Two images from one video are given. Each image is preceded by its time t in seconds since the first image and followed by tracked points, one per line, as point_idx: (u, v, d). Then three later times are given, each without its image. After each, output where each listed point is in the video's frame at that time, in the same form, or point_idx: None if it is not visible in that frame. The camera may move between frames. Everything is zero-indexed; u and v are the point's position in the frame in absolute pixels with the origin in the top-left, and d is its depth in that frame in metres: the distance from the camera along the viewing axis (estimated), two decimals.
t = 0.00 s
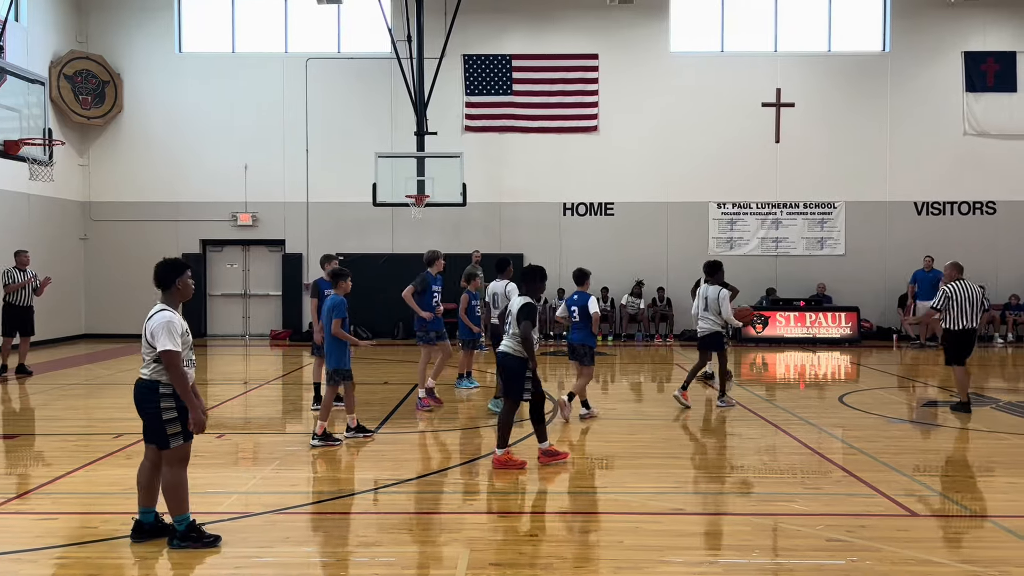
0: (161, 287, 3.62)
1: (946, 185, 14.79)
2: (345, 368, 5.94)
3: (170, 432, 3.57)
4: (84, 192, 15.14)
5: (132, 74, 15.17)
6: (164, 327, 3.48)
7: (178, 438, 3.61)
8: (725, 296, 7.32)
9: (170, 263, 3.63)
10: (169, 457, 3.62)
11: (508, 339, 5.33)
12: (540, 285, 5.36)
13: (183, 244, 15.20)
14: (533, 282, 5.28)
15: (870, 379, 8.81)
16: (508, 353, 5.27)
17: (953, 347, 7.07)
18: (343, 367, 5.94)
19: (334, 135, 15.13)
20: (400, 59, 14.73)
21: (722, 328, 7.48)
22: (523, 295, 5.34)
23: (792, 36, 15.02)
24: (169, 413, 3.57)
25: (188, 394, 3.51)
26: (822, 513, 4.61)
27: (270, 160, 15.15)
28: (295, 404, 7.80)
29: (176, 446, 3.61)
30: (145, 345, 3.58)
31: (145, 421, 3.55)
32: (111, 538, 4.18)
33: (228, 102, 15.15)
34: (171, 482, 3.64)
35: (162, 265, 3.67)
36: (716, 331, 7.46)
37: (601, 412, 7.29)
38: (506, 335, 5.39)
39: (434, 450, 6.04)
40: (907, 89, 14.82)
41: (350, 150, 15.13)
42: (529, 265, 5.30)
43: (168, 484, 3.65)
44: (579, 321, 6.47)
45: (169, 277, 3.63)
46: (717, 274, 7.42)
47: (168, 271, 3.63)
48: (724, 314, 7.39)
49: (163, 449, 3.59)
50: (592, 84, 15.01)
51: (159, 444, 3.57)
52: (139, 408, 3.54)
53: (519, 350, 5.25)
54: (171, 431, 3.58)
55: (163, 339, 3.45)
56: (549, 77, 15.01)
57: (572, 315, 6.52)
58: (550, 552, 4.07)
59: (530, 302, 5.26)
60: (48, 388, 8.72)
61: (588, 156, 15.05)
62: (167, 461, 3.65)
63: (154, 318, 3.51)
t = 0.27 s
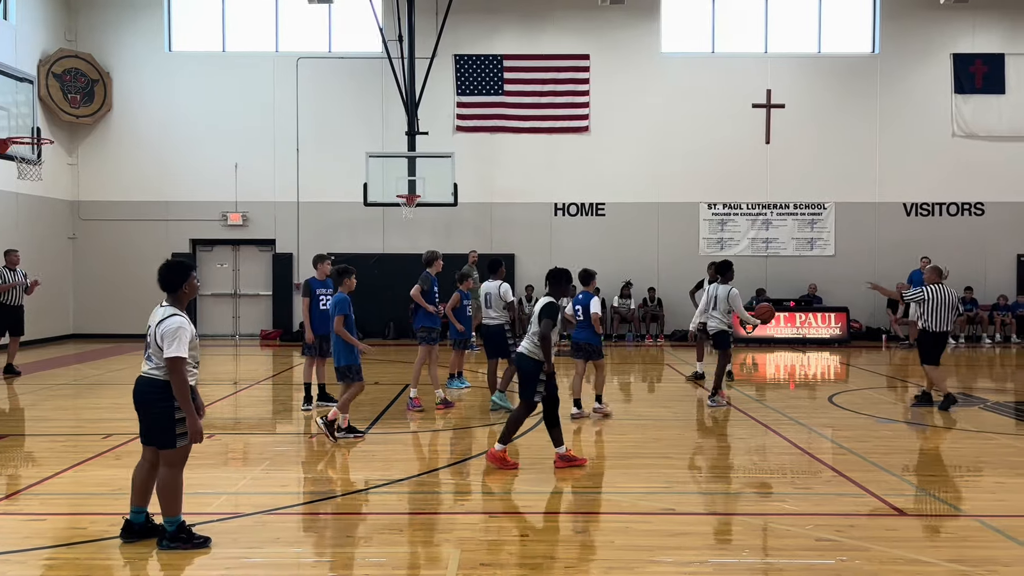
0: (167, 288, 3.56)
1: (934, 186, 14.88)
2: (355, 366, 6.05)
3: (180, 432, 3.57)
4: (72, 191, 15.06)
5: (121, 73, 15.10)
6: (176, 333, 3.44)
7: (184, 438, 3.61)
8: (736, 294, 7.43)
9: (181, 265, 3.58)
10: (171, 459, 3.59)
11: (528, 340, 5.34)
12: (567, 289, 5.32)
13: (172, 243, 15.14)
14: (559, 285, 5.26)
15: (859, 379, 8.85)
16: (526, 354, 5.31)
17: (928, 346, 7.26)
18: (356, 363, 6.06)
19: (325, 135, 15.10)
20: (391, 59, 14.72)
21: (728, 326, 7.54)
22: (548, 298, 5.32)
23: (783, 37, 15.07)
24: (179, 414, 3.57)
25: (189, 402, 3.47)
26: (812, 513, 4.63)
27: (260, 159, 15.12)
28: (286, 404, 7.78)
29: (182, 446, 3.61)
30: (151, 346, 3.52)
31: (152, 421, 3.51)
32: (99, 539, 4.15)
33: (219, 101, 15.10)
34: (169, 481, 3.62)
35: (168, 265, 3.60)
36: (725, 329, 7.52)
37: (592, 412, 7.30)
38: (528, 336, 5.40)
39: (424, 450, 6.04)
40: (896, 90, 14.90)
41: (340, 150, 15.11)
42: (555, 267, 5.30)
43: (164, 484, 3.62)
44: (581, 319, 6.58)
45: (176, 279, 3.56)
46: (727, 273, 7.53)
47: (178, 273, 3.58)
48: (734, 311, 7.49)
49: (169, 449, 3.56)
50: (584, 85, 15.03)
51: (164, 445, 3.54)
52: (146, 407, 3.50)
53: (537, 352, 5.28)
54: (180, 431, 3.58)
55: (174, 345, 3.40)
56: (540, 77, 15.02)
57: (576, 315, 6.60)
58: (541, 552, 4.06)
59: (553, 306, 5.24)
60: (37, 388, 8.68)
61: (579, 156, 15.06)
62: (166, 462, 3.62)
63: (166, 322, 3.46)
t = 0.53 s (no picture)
0: (183, 293, 3.54)
1: (925, 187, 14.94)
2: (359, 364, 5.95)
3: (182, 433, 3.57)
4: (63, 189, 14.98)
5: (113, 71, 15.05)
6: (196, 342, 3.45)
7: (184, 439, 3.60)
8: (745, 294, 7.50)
9: (198, 272, 3.56)
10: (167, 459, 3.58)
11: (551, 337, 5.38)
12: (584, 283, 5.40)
13: (164, 243, 15.08)
14: (576, 280, 5.33)
15: (850, 379, 8.88)
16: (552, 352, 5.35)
17: (903, 340, 7.52)
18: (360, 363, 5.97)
19: (317, 134, 15.07)
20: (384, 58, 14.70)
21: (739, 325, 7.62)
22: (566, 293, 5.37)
23: (774, 37, 15.10)
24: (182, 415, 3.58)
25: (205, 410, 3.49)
26: (803, 512, 4.64)
27: (251, 158, 15.07)
28: (277, 403, 7.77)
29: (180, 447, 3.60)
30: (162, 350, 3.48)
31: (156, 421, 3.50)
32: (89, 539, 4.14)
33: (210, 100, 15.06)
34: (163, 481, 3.60)
35: (184, 270, 3.56)
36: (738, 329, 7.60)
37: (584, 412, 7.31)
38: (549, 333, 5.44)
39: (416, 450, 6.04)
40: (887, 91, 14.96)
41: (333, 149, 15.09)
42: (574, 263, 5.36)
43: (158, 484, 3.60)
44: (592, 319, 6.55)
45: (194, 285, 3.55)
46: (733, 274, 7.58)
47: (197, 280, 3.57)
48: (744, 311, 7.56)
49: (168, 450, 3.54)
50: (576, 85, 15.04)
51: (163, 446, 3.52)
52: (151, 408, 3.49)
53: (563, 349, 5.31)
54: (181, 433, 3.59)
55: (195, 354, 3.42)
56: (533, 76, 15.02)
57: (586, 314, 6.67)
58: (533, 552, 4.06)
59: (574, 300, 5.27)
60: (27, 388, 8.64)
61: (572, 156, 15.08)
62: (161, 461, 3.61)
63: (185, 331, 3.46)
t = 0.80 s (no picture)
0: (181, 293, 3.54)
1: (918, 187, 14.99)
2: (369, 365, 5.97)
3: (179, 433, 3.57)
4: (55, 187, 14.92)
5: (106, 68, 14.99)
6: (196, 343, 3.47)
7: (180, 438, 3.58)
8: (754, 293, 7.57)
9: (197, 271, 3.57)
10: (161, 459, 3.55)
11: (576, 338, 5.30)
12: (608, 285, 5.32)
13: (157, 241, 15.04)
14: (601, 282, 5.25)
15: (843, 378, 8.91)
16: (577, 352, 5.25)
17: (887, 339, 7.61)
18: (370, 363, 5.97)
19: (311, 132, 15.05)
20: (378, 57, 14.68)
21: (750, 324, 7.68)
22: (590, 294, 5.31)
23: (768, 37, 15.13)
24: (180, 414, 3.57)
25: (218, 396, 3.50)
26: (796, 511, 4.65)
27: (245, 157, 15.04)
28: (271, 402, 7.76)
29: (176, 446, 3.58)
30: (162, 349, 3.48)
31: (154, 421, 3.48)
32: (82, 538, 4.12)
33: (204, 97, 15.01)
34: (158, 480, 3.58)
35: (182, 270, 3.56)
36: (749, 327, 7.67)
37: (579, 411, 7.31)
38: (573, 334, 5.35)
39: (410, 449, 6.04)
40: (881, 91, 15.00)
41: (327, 148, 15.07)
42: (598, 264, 5.28)
43: (153, 483, 3.57)
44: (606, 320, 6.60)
45: (192, 285, 3.56)
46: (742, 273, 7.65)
47: (195, 278, 3.57)
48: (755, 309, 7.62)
49: (164, 450, 3.51)
50: (571, 84, 15.04)
51: (160, 446, 3.50)
52: (150, 408, 3.47)
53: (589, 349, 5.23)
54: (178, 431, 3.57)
55: (197, 356, 3.45)
56: (527, 75, 15.02)
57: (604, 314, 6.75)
58: (527, 551, 4.07)
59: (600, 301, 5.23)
60: (20, 386, 8.62)
61: (566, 155, 15.08)
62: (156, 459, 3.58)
63: (185, 331, 3.47)
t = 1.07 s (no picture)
0: (175, 290, 3.53)
1: (915, 185, 15.01)
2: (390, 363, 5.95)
3: (179, 431, 3.56)
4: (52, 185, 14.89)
5: (103, 66, 14.96)
6: (192, 339, 3.47)
7: (180, 437, 3.57)
8: (771, 293, 7.54)
9: (189, 266, 3.56)
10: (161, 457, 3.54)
11: (604, 334, 5.30)
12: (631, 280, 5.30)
13: (154, 239, 15.03)
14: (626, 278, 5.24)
15: (840, 376, 8.92)
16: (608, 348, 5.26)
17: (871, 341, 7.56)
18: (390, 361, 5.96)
19: (308, 130, 15.03)
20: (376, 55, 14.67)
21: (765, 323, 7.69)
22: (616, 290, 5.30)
23: (766, 36, 15.14)
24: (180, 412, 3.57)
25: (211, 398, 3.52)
26: (793, 509, 4.66)
27: (242, 155, 15.03)
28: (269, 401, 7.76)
29: (177, 445, 3.57)
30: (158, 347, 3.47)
31: (154, 421, 3.48)
32: (79, 537, 4.12)
33: (201, 95, 14.99)
34: (158, 478, 3.57)
35: (173, 266, 3.55)
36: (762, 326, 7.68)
37: (576, 410, 7.31)
38: (599, 330, 5.35)
39: (407, 447, 6.04)
40: (878, 90, 15.01)
41: (324, 146, 15.06)
42: (623, 261, 5.24)
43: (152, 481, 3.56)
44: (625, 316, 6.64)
45: (185, 281, 3.55)
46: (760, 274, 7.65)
47: (186, 275, 3.56)
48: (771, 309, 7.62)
49: (164, 448, 3.51)
50: (569, 82, 15.04)
51: (161, 445, 3.50)
52: (149, 407, 3.47)
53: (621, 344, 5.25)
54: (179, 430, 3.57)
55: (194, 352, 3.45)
56: (525, 74, 15.01)
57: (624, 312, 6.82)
58: (523, 549, 4.07)
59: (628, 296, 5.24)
60: (16, 385, 8.60)
61: (564, 153, 15.08)
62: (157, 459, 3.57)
63: (180, 328, 3.47)
